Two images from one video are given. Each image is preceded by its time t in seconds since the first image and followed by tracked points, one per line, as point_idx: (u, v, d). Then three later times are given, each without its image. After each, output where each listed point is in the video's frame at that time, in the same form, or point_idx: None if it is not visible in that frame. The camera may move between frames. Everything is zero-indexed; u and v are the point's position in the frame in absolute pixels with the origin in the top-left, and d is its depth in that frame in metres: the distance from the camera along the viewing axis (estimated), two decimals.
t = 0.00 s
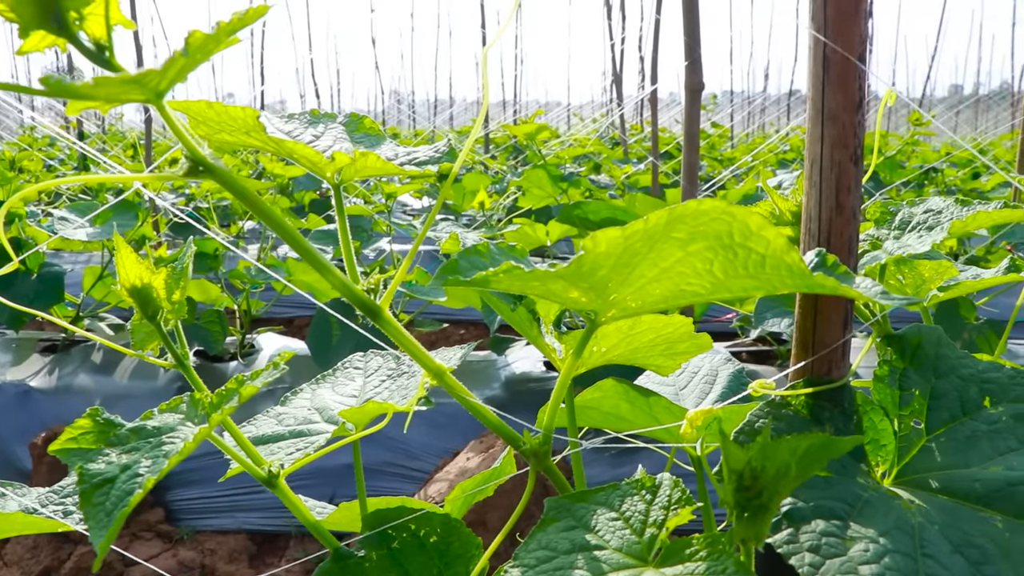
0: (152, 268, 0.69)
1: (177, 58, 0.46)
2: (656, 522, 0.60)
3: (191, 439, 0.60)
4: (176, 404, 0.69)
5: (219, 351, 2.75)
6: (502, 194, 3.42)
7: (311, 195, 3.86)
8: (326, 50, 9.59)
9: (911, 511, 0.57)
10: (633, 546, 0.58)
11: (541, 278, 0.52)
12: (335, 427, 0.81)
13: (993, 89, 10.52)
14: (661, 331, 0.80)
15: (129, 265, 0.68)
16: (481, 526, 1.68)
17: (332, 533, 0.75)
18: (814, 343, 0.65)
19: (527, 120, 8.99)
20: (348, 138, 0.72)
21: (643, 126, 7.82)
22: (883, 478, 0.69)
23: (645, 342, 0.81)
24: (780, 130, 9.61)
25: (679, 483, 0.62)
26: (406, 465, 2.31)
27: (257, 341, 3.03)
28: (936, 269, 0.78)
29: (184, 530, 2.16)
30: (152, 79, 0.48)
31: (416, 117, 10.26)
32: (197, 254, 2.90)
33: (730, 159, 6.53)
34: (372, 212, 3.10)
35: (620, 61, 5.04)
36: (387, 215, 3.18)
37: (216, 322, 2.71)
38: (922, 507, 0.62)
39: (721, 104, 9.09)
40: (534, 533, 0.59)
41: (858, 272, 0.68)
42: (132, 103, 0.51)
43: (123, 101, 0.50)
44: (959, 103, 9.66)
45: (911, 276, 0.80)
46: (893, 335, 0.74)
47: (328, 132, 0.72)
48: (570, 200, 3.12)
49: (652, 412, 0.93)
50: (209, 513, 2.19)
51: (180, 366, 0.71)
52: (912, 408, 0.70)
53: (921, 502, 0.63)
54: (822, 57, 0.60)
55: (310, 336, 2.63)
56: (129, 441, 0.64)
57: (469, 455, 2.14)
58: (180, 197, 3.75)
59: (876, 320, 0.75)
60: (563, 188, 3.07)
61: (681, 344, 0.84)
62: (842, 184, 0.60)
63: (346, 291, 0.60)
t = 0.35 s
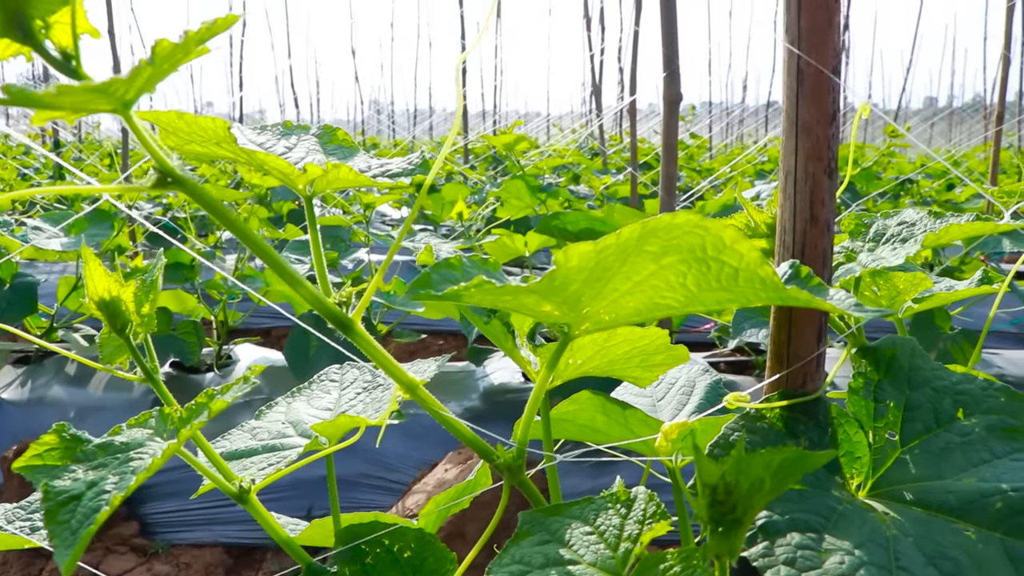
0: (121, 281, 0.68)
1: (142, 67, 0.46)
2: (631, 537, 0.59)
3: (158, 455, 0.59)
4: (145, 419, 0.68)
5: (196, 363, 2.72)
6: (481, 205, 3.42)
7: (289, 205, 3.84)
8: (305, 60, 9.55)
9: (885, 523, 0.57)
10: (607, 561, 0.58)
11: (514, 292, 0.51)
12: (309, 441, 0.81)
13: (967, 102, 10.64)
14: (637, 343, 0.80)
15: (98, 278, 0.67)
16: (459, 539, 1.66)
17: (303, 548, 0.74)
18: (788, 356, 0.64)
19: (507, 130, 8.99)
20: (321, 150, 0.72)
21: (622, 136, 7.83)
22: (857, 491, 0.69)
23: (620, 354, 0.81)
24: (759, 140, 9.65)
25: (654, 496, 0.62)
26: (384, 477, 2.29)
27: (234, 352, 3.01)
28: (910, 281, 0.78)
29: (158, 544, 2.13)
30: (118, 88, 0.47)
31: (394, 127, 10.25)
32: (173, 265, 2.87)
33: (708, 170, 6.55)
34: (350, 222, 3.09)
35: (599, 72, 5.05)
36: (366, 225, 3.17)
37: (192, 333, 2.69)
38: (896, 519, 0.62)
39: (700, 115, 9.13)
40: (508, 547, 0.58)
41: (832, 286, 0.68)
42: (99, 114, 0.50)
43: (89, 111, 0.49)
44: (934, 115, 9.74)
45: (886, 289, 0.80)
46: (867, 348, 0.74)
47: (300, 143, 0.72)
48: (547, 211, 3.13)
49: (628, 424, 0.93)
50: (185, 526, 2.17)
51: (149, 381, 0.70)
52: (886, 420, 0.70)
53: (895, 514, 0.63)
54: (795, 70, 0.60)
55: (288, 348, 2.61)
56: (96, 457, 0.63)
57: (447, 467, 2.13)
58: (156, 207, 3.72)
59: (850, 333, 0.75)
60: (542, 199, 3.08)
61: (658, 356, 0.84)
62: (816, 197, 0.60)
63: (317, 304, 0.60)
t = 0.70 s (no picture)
0: (51, 291, 0.67)
1: (61, 73, 0.45)
2: (567, 547, 0.59)
3: (84, 468, 0.58)
4: (75, 432, 0.67)
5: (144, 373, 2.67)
6: (434, 211, 3.40)
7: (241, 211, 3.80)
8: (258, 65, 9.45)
9: (821, 530, 0.57)
10: (544, 571, 0.57)
11: (447, 303, 0.51)
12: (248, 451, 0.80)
13: (914, 111, 10.83)
14: (578, 352, 0.81)
15: (26, 288, 0.65)
16: (410, 547, 1.63)
17: (241, 560, 0.73)
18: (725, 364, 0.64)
19: (462, 137, 8.96)
20: (258, 157, 0.71)
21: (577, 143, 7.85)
22: (795, 498, 0.69)
23: (561, 363, 0.81)
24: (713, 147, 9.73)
25: (590, 506, 0.62)
26: (336, 486, 2.26)
27: (184, 361, 2.97)
28: (849, 287, 0.78)
29: (104, 558, 2.08)
30: (37, 94, 0.46)
31: (349, 132, 10.20)
32: (120, 272, 2.82)
33: (662, 177, 6.59)
34: (302, 229, 3.06)
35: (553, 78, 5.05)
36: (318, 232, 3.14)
37: (140, 341, 2.64)
38: (832, 525, 0.63)
39: (655, 122, 9.18)
40: (445, 559, 0.57)
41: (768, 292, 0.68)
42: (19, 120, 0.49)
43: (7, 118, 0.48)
44: (883, 124, 9.88)
45: (826, 295, 0.80)
46: (807, 355, 0.74)
47: (236, 151, 0.71)
48: (501, 218, 3.13)
49: (572, 432, 0.94)
50: (132, 539, 2.12)
51: (80, 392, 0.68)
52: (824, 426, 0.71)
53: (831, 519, 0.64)
54: (731, 80, 0.60)
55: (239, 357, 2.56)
56: (21, 471, 0.61)
57: (400, 475, 2.11)
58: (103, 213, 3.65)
59: (790, 339, 0.74)
60: (496, 206, 3.07)
61: (600, 364, 0.84)
62: (752, 206, 0.60)
63: (250, 314, 0.59)
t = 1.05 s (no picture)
0: None
1: None
2: (486, 557, 0.59)
3: None
4: None
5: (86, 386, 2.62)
6: (382, 221, 3.39)
7: (189, 221, 3.75)
8: (208, 73, 9.35)
9: (740, 536, 0.57)
10: None
11: (359, 313, 0.51)
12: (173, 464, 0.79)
13: (859, 118, 11.01)
14: (506, 361, 0.81)
15: None
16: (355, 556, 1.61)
17: None
18: (647, 372, 0.65)
19: (414, 144, 8.95)
20: (179, 169, 0.71)
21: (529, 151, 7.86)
22: (718, 504, 0.69)
23: (490, 372, 0.82)
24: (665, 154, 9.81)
25: (512, 515, 0.61)
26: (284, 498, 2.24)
27: (129, 373, 2.92)
28: (775, 295, 0.78)
29: None
30: None
31: (300, 140, 10.13)
32: (60, 283, 2.76)
33: (613, 184, 6.62)
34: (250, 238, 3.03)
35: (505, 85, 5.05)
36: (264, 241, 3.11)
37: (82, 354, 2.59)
38: (753, 531, 0.63)
39: (607, 130, 9.23)
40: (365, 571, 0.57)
41: (689, 300, 0.68)
42: None
43: None
44: (830, 131, 10.03)
45: (752, 302, 0.81)
46: (732, 362, 0.74)
47: (155, 163, 0.70)
48: (447, 227, 3.13)
49: (506, 441, 0.94)
50: (74, 556, 2.07)
51: None
52: (748, 433, 0.71)
53: (753, 526, 0.64)
54: (648, 90, 0.61)
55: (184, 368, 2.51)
56: None
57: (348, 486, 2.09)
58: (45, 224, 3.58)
59: (715, 347, 0.75)
60: (443, 216, 3.08)
61: (530, 373, 0.85)
62: (669, 215, 0.61)
63: (164, 326, 0.59)
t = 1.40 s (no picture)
0: None
1: None
2: (400, 570, 0.58)
3: None
4: None
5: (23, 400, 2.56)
6: (327, 229, 3.36)
7: (130, 230, 3.69)
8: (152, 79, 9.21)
9: (658, 545, 0.57)
10: None
11: (266, 323, 0.51)
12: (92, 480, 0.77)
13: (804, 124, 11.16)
14: (432, 370, 0.81)
15: None
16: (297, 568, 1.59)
17: None
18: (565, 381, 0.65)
19: (363, 151, 8.89)
20: (91, 178, 0.69)
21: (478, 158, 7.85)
22: (640, 512, 0.69)
23: (416, 381, 0.81)
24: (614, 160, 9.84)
25: (428, 528, 0.61)
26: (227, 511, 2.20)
27: (68, 386, 2.86)
28: (700, 301, 0.78)
29: None
30: None
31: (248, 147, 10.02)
32: None
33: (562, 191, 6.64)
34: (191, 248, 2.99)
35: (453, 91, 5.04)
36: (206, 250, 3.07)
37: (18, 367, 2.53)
38: (673, 539, 0.63)
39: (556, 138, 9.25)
40: None
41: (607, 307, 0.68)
42: None
43: None
44: (776, 137, 10.14)
45: (679, 309, 0.80)
46: (655, 368, 0.73)
47: (67, 173, 0.69)
48: (392, 234, 3.13)
49: (436, 450, 0.94)
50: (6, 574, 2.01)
51: None
52: (671, 440, 0.70)
53: (673, 534, 0.64)
54: (561, 97, 0.61)
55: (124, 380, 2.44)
56: None
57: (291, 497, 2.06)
58: None
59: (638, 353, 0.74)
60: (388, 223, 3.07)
61: (457, 383, 0.85)
62: (585, 223, 0.61)
63: (72, 340, 0.58)
